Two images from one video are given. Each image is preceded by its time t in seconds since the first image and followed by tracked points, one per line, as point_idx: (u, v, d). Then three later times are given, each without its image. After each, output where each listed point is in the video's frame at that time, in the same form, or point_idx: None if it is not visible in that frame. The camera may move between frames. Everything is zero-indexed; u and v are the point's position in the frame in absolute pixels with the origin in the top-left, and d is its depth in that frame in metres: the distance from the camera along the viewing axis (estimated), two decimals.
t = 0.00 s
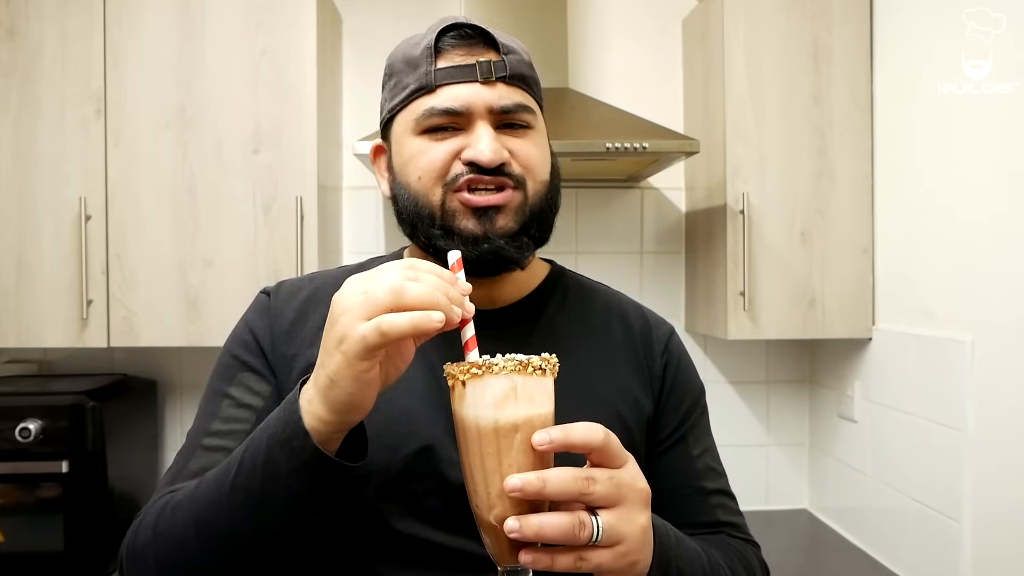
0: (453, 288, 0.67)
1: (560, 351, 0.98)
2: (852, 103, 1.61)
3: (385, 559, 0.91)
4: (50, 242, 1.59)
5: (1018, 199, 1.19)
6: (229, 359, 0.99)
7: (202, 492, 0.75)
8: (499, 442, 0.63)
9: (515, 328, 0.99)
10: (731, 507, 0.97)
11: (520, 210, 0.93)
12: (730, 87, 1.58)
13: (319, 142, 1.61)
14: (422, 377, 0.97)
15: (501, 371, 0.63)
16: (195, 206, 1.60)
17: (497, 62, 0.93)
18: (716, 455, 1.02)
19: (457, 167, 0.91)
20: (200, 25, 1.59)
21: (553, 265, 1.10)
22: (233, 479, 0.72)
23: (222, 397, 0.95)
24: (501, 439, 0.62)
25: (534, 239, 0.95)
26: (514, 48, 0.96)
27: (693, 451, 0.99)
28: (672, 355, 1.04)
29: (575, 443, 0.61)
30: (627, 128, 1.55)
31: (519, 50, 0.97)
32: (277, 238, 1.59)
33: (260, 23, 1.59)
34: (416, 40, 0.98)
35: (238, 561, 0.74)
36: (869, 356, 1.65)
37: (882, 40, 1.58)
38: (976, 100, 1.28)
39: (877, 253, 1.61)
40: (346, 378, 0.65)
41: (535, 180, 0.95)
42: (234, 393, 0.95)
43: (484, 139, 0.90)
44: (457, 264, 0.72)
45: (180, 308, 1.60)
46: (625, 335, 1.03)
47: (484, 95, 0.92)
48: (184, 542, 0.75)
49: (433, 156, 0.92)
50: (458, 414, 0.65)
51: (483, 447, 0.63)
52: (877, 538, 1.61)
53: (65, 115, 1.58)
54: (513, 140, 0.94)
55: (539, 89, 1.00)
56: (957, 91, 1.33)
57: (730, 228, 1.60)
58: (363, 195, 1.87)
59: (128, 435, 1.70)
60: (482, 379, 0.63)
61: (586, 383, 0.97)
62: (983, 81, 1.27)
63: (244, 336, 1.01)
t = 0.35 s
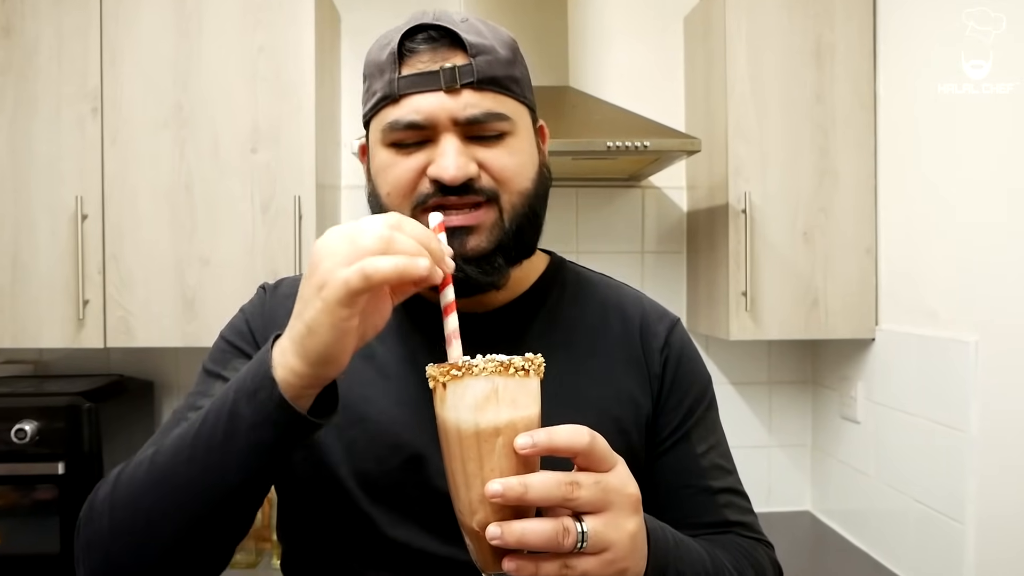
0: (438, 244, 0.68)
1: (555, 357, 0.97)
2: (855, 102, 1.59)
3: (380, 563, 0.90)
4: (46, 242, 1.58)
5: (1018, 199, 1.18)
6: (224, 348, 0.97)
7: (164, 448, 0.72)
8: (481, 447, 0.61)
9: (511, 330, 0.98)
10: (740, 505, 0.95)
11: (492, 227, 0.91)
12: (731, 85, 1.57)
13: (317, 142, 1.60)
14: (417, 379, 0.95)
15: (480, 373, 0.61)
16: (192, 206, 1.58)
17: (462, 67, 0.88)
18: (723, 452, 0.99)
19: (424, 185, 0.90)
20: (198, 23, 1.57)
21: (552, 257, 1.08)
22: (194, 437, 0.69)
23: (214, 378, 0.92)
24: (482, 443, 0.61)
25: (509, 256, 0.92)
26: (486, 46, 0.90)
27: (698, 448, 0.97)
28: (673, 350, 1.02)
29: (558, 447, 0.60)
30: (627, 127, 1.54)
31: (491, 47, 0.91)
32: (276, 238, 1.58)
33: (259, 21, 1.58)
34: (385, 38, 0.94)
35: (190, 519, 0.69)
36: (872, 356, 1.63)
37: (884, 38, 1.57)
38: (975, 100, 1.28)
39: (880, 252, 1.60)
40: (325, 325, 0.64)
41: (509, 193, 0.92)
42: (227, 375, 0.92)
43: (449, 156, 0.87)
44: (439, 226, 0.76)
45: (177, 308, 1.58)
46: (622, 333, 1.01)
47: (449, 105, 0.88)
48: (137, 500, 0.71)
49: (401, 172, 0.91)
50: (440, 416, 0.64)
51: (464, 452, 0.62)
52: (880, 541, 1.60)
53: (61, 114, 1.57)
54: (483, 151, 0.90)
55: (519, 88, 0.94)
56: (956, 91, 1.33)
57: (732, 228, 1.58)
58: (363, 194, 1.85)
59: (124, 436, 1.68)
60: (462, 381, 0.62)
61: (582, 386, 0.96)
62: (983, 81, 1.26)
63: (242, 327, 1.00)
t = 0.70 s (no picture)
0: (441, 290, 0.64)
1: (559, 352, 0.96)
2: (858, 100, 1.58)
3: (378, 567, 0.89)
4: (42, 241, 1.56)
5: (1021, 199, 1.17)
6: (230, 363, 0.95)
7: (198, 503, 0.74)
8: (473, 448, 0.60)
9: (514, 326, 0.96)
10: (745, 506, 0.94)
11: (511, 230, 0.89)
12: (733, 84, 1.56)
13: (315, 140, 1.59)
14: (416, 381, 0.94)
15: (472, 373, 0.60)
16: (189, 205, 1.57)
17: (501, 68, 0.86)
18: (729, 451, 0.98)
19: (450, 182, 0.87)
20: (195, 20, 1.56)
21: (557, 254, 1.06)
22: (226, 494, 0.71)
23: (225, 402, 0.91)
24: (474, 444, 0.60)
25: (524, 259, 0.91)
26: (525, 50, 0.89)
27: (702, 447, 0.96)
28: (678, 348, 1.00)
29: (551, 448, 0.58)
30: (628, 126, 1.52)
31: (529, 52, 0.90)
32: (273, 237, 1.57)
33: (256, 19, 1.56)
34: (422, 29, 0.92)
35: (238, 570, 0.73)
36: (876, 357, 1.62)
37: (887, 36, 1.56)
38: (975, 100, 1.27)
39: (883, 252, 1.59)
40: (334, 395, 0.63)
41: (531, 199, 0.90)
42: (237, 397, 0.92)
43: (479, 156, 0.85)
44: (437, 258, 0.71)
45: (174, 309, 1.57)
46: (628, 329, 1.00)
47: (484, 105, 0.86)
48: (184, 556, 0.74)
49: (427, 166, 0.88)
50: (432, 418, 0.63)
51: (455, 453, 0.61)
52: (883, 543, 1.59)
53: (58, 112, 1.55)
54: (512, 155, 0.88)
55: (552, 95, 0.93)
56: (957, 91, 1.33)
57: (734, 227, 1.57)
58: (361, 193, 1.84)
59: (121, 438, 1.67)
60: (454, 381, 0.61)
61: (586, 383, 0.94)
62: (983, 81, 1.26)
63: (244, 339, 0.97)
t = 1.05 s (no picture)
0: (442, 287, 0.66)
1: (560, 354, 0.94)
2: (861, 98, 1.57)
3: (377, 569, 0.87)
4: (38, 240, 1.55)
5: None
6: (229, 369, 0.94)
7: (223, 508, 0.74)
8: (470, 433, 0.59)
9: (515, 327, 0.95)
10: (749, 508, 0.93)
11: (499, 245, 0.87)
12: (735, 82, 1.54)
13: (314, 139, 1.57)
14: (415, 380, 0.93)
15: (471, 358, 0.60)
16: (186, 205, 1.55)
17: (488, 81, 0.81)
18: (733, 453, 0.96)
19: (436, 198, 0.85)
20: (192, 18, 1.55)
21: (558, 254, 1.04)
22: (252, 501, 0.70)
23: (226, 409, 0.90)
24: (471, 429, 0.59)
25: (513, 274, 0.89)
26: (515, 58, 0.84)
27: (706, 450, 0.94)
28: (682, 349, 0.99)
29: (547, 433, 0.58)
30: (629, 124, 1.51)
31: (520, 61, 0.85)
32: (271, 237, 1.55)
33: (254, 16, 1.55)
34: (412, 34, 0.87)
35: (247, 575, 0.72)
36: (879, 357, 1.61)
37: (891, 34, 1.54)
38: (976, 100, 1.27)
39: (886, 252, 1.57)
40: (347, 382, 0.63)
41: (520, 214, 0.87)
42: (237, 405, 0.90)
43: (464, 173, 0.82)
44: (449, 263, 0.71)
45: (171, 309, 1.56)
46: (631, 331, 0.98)
47: (470, 119, 0.82)
48: (206, 561, 0.74)
49: (413, 180, 0.85)
50: (433, 406, 0.63)
51: (453, 437, 0.60)
52: (887, 545, 1.57)
53: (54, 110, 1.54)
54: (499, 170, 0.85)
55: (546, 103, 0.88)
56: (958, 90, 1.32)
57: (736, 227, 1.56)
58: (361, 192, 1.83)
59: (117, 439, 1.65)
60: (453, 367, 0.61)
61: (588, 386, 0.93)
62: (983, 81, 1.25)
63: (243, 343, 0.95)
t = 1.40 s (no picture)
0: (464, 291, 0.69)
1: (561, 355, 0.94)
2: (862, 97, 1.56)
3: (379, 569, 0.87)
4: (37, 240, 1.55)
5: None
6: (231, 369, 0.93)
7: (245, 501, 0.74)
8: (483, 419, 0.59)
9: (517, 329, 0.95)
10: (749, 506, 0.92)
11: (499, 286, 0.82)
12: (736, 82, 1.54)
13: (313, 138, 1.57)
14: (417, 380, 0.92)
15: (483, 346, 0.59)
16: (186, 204, 1.55)
17: (508, 125, 0.74)
18: (735, 453, 0.96)
19: (443, 235, 0.79)
20: (192, 17, 1.54)
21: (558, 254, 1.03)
22: (275, 497, 0.70)
23: (229, 409, 0.89)
24: (484, 415, 0.59)
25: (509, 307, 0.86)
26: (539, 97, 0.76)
27: (708, 450, 0.94)
28: (684, 351, 0.99)
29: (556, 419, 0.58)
30: (630, 124, 1.51)
31: (543, 100, 0.77)
32: (271, 237, 1.55)
33: (253, 15, 1.54)
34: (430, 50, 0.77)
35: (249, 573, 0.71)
36: (880, 357, 1.60)
37: (891, 33, 1.54)
38: (975, 100, 1.27)
39: (888, 252, 1.57)
40: (375, 378, 0.64)
41: (526, 255, 0.82)
42: (241, 405, 0.90)
43: (474, 219, 0.76)
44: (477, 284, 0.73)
45: (171, 309, 1.55)
46: (634, 333, 0.97)
47: (486, 163, 0.74)
48: (224, 557, 0.73)
49: (420, 213, 0.79)
50: (444, 394, 0.62)
51: (467, 422, 0.59)
52: (888, 546, 1.57)
53: (53, 109, 1.54)
54: (511, 213, 0.79)
55: (566, 141, 0.81)
56: (958, 90, 1.32)
57: (736, 226, 1.55)
58: (360, 192, 1.82)
59: (117, 439, 1.65)
60: (466, 355, 0.60)
61: (591, 389, 0.92)
62: (983, 81, 1.25)
63: (244, 343, 0.94)
